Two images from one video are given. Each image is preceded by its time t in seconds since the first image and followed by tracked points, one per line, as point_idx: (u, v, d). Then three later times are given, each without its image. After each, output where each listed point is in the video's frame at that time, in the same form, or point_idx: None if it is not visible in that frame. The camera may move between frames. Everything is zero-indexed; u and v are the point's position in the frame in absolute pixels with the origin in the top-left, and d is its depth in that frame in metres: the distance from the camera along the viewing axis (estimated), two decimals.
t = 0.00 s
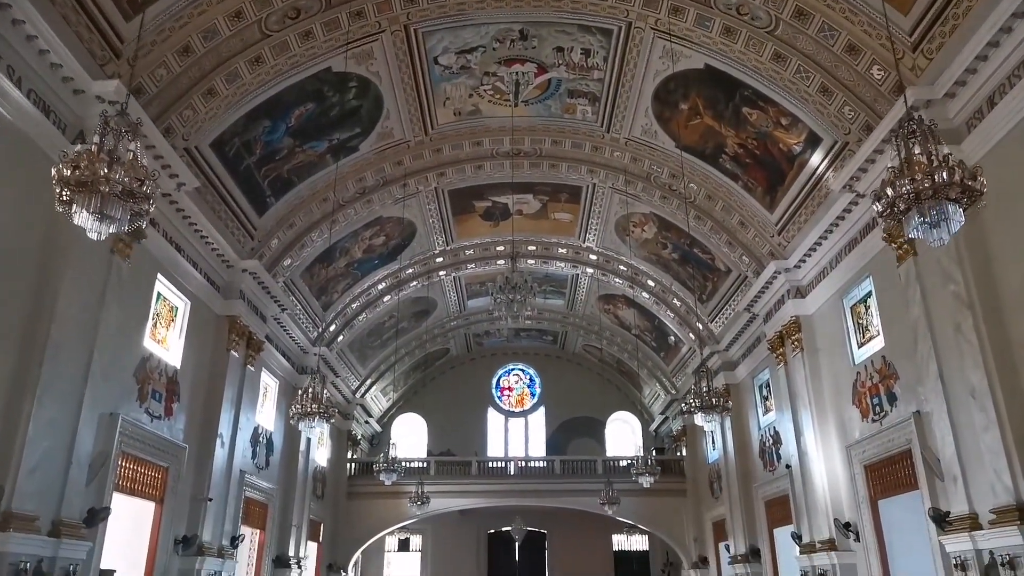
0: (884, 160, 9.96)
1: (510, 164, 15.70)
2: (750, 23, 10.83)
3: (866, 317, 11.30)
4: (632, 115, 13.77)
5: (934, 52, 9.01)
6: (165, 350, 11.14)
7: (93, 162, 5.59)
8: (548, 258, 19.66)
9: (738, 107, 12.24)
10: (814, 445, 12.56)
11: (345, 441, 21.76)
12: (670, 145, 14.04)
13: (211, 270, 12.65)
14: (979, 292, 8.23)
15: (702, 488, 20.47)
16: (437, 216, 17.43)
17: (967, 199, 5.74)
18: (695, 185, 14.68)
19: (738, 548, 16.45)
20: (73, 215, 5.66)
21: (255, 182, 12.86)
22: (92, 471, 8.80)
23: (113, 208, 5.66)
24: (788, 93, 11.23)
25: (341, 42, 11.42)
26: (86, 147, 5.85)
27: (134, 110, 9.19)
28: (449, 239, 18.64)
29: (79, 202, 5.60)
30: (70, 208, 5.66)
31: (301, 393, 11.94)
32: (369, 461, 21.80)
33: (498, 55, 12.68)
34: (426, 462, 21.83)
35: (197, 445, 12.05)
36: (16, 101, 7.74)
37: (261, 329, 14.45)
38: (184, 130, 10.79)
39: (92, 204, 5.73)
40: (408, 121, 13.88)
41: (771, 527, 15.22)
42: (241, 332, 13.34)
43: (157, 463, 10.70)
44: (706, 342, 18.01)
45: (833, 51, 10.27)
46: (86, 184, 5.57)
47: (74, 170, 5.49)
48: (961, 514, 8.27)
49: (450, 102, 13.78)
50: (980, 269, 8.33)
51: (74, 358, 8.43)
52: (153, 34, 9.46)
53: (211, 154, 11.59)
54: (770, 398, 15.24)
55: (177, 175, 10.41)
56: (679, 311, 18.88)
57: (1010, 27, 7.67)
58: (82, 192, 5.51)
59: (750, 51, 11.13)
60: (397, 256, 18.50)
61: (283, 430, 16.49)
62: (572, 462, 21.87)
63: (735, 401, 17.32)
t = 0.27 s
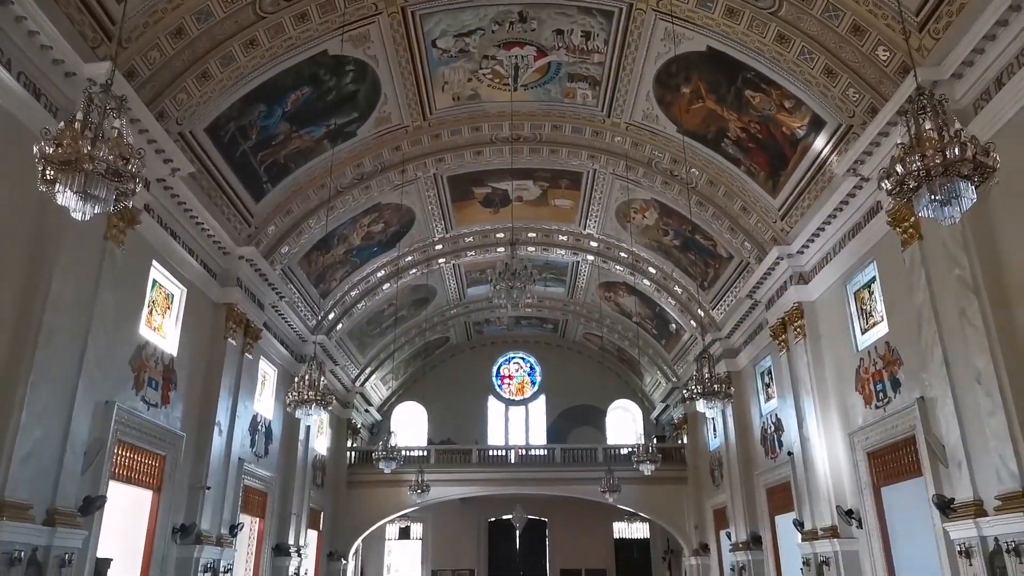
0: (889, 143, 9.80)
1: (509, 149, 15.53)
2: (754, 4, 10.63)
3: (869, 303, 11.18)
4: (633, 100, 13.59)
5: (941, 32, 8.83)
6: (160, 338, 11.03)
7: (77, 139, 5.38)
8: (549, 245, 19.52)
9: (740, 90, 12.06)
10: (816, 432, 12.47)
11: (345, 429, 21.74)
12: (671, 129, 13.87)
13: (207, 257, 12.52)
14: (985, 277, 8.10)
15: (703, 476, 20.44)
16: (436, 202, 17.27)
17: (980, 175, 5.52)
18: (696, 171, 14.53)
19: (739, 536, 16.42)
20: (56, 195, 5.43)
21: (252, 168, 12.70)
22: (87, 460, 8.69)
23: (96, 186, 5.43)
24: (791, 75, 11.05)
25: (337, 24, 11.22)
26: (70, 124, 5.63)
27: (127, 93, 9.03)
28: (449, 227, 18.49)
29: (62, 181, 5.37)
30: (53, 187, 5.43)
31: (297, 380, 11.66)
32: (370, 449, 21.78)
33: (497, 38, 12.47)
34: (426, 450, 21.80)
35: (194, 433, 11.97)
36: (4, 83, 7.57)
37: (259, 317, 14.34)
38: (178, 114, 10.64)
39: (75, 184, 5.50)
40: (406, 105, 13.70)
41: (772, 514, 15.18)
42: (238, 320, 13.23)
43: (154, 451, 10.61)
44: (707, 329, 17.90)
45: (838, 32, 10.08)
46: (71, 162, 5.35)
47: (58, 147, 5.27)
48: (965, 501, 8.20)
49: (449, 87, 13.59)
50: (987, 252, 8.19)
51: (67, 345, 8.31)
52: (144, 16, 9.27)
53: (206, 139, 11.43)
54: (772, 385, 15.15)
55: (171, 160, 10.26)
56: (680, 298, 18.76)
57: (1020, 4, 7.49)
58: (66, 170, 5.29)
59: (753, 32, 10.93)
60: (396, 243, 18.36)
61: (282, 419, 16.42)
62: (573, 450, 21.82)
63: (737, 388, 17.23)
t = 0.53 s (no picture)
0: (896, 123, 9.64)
1: (510, 133, 15.37)
2: None
3: (874, 287, 11.07)
4: (636, 82, 13.42)
5: (950, 10, 8.66)
6: (160, 322, 10.95)
7: (65, 113, 5.24)
8: (550, 230, 19.39)
9: (745, 71, 11.89)
10: (820, 417, 12.40)
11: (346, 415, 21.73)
12: (675, 112, 13.71)
13: (206, 241, 12.42)
14: (994, 258, 7.99)
15: (704, 461, 20.42)
16: (437, 187, 17.13)
17: (995, 149, 5.37)
18: (699, 154, 14.38)
19: (741, 521, 16.41)
20: (44, 171, 5.30)
21: (250, 151, 12.58)
22: (86, 444, 8.63)
23: (85, 161, 5.29)
24: (797, 55, 10.87)
25: (335, 5, 11.04)
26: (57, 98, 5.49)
27: (122, 73, 8.89)
28: (450, 212, 18.36)
29: (50, 156, 5.24)
30: (41, 163, 5.30)
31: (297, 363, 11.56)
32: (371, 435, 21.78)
33: (498, 19, 12.27)
34: (428, 436, 21.80)
35: (195, 418, 11.92)
36: None
37: (259, 302, 14.26)
38: (175, 96, 10.51)
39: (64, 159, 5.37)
40: (406, 88, 13.53)
41: (774, 499, 15.15)
42: (238, 304, 13.15)
43: (154, 435, 10.57)
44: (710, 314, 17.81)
45: (845, 10, 9.90)
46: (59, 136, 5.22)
47: (45, 120, 5.14)
48: (971, 485, 8.14)
49: (449, 69, 13.41)
50: (996, 234, 8.07)
51: (64, 328, 8.24)
52: None
53: (204, 122, 11.30)
54: (775, 370, 15.06)
55: (168, 143, 10.15)
56: (683, 283, 18.65)
57: None
58: (54, 145, 5.16)
59: (758, 12, 10.75)
60: (397, 229, 18.24)
61: (284, 404, 16.39)
62: (574, 435, 21.81)
63: (739, 374, 17.16)
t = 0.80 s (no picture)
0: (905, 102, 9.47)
1: (512, 114, 15.19)
2: None
3: (880, 269, 10.94)
4: (639, 62, 13.21)
5: None
6: (158, 305, 10.85)
7: (52, 81, 5.11)
8: (552, 214, 19.25)
9: (751, 50, 11.68)
10: (823, 401, 12.31)
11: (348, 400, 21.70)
12: (679, 92, 13.52)
13: (204, 223, 12.29)
14: (1004, 238, 7.86)
15: (706, 445, 20.40)
16: (438, 170, 16.97)
17: (1016, 119, 5.19)
18: (703, 136, 14.21)
19: (743, 504, 16.38)
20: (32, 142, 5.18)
21: (249, 132, 12.42)
22: (83, 427, 8.56)
23: (73, 132, 5.17)
24: (804, 33, 10.67)
25: None
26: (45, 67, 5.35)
27: (115, 50, 8.72)
28: (450, 195, 18.20)
29: (36, 126, 5.11)
30: (28, 134, 5.18)
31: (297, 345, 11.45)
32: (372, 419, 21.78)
33: None
34: (429, 420, 21.78)
35: (194, 401, 11.85)
36: None
37: (259, 285, 14.14)
38: (171, 75, 10.34)
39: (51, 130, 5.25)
40: (406, 68, 13.34)
41: (777, 483, 15.11)
42: (237, 287, 13.04)
43: (153, 418, 10.50)
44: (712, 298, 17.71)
45: None
46: (46, 106, 5.09)
47: (31, 89, 5.01)
48: (978, 468, 8.06)
49: (450, 49, 13.20)
50: (1006, 213, 7.94)
51: (60, 310, 8.13)
52: None
53: (201, 101, 11.14)
54: (778, 353, 14.97)
55: (165, 122, 9.99)
56: (685, 267, 18.52)
57: None
58: (41, 115, 5.03)
59: None
60: (398, 212, 18.09)
61: (284, 388, 16.33)
62: (575, 419, 21.77)
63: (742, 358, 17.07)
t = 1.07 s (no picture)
0: (911, 82, 9.34)
1: (512, 97, 15.04)
2: None
3: (883, 252, 10.86)
4: (641, 43, 13.04)
5: None
6: (155, 288, 10.77)
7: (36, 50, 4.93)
8: (552, 198, 19.13)
9: (754, 30, 11.52)
10: (824, 385, 12.27)
11: (348, 385, 21.67)
12: (680, 74, 13.37)
13: (202, 207, 12.19)
14: (1010, 220, 7.77)
15: (706, 430, 20.40)
16: (437, 153, 16.83)
17: None
18: (705, 118, 14.06)
19: (743, 489, 16.39)
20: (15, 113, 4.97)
21: (245, 114, 12.27)
22: (80, 411, 8.49)
23: (59, 104, 4.99)
24: (808, 13, 10.51)
25: None
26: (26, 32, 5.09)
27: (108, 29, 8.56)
28: (450, 179, 18.06)
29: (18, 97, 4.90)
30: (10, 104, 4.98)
31: (295, 328, 11.40)
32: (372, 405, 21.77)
33: None
34: (429, 406, 21.77)
35: (193, 386, 11.80)
36: None
37: (257, 270, 14.06)
38: (167, 55, 10.19)
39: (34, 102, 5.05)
40: (405, 49, 13.17)
41: (776, 467, 15.11)
42: (236, 271, 12.95)
43: (152, 403, 10.45)
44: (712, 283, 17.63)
45: None
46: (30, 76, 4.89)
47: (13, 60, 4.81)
48: (982, 452, 8.02)
49: (449, 30, 13.02)
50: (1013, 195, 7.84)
51: (55, 293, 8.05)
52: None
53: (197, 82, 10.99)
54: (779, 338, 14.91)
55: (160, 103, 9.85)
56: (685, 252, 18.42)
57: None
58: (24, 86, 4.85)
59: None
60: (397, 196, 17.97)
61: (283, 372, 16.28)
62: (575, 404, 21.77)
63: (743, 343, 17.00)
